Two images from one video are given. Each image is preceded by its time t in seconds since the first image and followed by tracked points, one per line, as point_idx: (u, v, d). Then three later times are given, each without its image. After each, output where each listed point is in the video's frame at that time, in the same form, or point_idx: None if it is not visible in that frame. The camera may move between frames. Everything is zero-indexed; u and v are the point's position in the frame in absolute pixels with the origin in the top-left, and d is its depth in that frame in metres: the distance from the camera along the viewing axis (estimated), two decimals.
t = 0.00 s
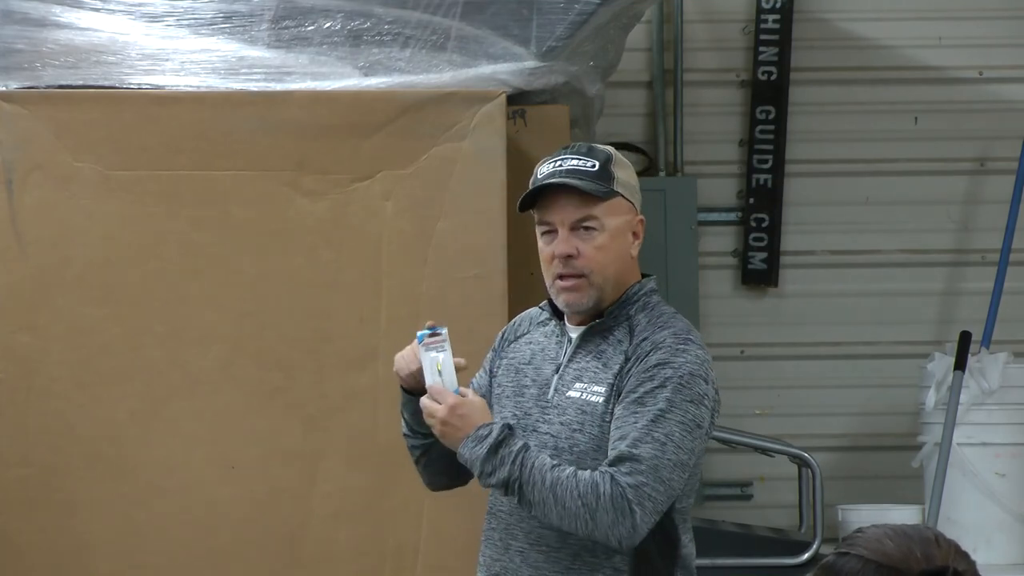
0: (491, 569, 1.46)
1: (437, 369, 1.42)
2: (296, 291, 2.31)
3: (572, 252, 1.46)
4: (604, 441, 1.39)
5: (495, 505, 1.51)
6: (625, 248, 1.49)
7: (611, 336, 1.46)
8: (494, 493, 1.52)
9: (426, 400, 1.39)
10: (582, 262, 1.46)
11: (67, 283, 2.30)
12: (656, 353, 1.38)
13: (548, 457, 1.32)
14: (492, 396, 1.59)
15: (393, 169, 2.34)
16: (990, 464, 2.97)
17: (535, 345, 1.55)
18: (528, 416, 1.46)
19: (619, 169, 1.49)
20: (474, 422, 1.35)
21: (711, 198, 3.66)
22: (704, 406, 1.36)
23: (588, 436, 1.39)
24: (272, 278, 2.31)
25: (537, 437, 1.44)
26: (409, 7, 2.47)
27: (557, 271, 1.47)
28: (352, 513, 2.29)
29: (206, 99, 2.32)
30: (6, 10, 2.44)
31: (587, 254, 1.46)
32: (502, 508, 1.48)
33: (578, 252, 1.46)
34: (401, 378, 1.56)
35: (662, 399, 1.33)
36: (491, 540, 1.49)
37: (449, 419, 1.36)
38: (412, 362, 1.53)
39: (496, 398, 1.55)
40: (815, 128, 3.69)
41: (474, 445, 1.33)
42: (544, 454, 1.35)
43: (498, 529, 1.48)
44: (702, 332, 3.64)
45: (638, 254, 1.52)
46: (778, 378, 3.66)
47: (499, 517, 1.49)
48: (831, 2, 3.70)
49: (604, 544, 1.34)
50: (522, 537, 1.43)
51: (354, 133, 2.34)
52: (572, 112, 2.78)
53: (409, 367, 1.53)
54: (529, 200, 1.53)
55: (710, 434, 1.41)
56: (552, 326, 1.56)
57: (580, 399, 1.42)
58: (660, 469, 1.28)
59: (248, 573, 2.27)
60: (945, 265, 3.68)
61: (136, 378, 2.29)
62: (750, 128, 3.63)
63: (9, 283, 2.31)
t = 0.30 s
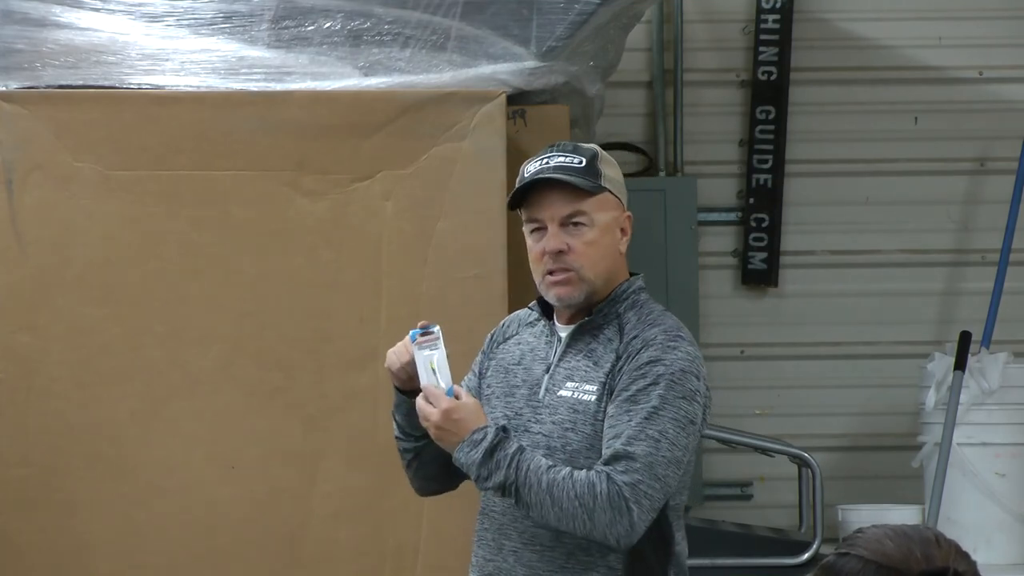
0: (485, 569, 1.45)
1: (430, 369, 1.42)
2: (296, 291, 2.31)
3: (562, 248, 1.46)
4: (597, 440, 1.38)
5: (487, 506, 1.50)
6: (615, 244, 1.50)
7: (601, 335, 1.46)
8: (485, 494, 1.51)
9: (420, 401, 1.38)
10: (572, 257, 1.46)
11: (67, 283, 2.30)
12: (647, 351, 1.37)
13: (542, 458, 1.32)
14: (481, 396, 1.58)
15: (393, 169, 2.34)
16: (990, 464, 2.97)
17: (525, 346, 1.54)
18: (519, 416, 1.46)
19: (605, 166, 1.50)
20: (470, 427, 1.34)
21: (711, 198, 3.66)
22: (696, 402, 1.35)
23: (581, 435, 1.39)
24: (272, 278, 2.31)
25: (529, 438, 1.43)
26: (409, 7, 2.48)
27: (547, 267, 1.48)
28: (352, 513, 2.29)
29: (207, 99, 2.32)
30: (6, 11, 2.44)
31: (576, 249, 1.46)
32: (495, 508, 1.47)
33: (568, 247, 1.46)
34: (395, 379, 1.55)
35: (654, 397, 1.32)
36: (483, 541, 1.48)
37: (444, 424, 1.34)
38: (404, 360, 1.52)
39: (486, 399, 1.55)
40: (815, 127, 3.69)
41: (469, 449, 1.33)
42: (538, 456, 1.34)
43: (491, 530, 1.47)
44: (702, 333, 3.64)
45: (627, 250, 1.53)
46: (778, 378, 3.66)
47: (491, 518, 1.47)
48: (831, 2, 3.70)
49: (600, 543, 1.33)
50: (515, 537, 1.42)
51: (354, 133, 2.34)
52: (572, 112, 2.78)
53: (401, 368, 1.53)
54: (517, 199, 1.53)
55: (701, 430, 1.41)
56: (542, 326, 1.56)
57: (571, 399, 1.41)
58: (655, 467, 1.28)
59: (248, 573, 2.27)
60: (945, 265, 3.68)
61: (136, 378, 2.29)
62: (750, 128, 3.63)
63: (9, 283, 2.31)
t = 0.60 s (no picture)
0: (476, 568, 1.45)
1: (425, 357, 1.42)
2: (296, 291, 2.31)
3: (538, 245, 1.46)
4: (586, 439, 1.38)
5: (478, 504, 1.50)
6: (595, 237, 1.49)
7: (592, 334, 1.46)
8: (478, 493, 1.50)
9: (411, 390, 1.39)
10: (549, 253, 1.45)
11: (67, 283, 2.30)
12: (636, 349, 1.37)
13: (529, 453, 1.32)
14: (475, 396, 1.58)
15: (393, 169, 2.34)
16: (990, 464, 2.97)
17: (518, 345, 1.54)
18: (511, 415, 1.45)
19: (577, 161, 1.50)
20: (459, 416, 1.35)
21: (711, 198, 3.66)
22: (685, 402, 1.35)
23: (570, 434, 1.39)
24: (272, 278, 2.31)
25: (520, 436, 1.43)
26: (409, 7, 2.48)
27: (527, 266, 1.47)
28: (352, 513, 2.29)
29: (207, 99, 2.32)
30: (6, 11, 2.44)
31: (552, 245, 1.46)
32: (487, 507, 1.47)
33: (544, 245, 1.46)
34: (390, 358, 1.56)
35: (642, 395, 1.32)
36: (475, 540, 1.47)
37: (432, 413, 1.35)
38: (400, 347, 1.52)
39: (479, 398, 1.54)
40: (815, 127, 3.69)
41: (456, 441, 1.33)
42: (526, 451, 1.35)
43: (482, 528, 1.47)
44: (702, 332, 3.64)
45: (611, 242, 1.51)
46: (778, 378, 3.66)
47: (483, 516, 1.47)
48: (831, 2, 3.70)
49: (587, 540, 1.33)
50: (506, 535, 1.42)
51: (354, 133, 2.34)
52: (572, 112, 2.78)
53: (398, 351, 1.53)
54: (495, 206, 1.55)
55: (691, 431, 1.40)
56: (535, 325, 1.56)
57: (561, 398, 1.41)
58: (640, 465, 1.28)
59: (248, 573, 2.27)
60: (945, 265, 3.68)
61: (136, 378, 2.29)
62: (750, 128, 3.63)
63: (9, 283, 2.31)
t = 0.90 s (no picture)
0: (470, 570, 1.44)
1: (414, 364, 1.41)
2: (296, 291, 2.31)
3: (520, 247, 1.46)
4: (575, 438, 1.38)
5: (471, 507, 1.49)
6: (577, 238, 1.48)
7: (578, 333, 1.45)
8: (470, 495, 1.50)
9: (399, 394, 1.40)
10: (531, 255, 1.45)
11: (67, 283, 2.30)
12: (621, 346, 1.37)
13: (518, 454, 1.32)
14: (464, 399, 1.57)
15: (393, 169, 2.34)
16: (990, 464, 2.97)
17: (506, 347, 1.53)
18: (499, 417, 1.45)
19: (561, 162, 1.50)
20: (446, 420, 1.35)
21: (711, 198, 3.66)
22: (672, 397, 1.35)
23: (559, 433, 1.38)
24: (272, 278, 2.31)
25: (509, 438, 1.42)
26: (409, 7, 2.48)
27: (510, 268, 1.47)
28: (352, 513, 2.29)
29: (207, 99, 2.32)
30: (6, 11, 2.44)
31: (535, 247, 1.45)
32: (478, 509, 1.46)
33: (526, 247, 1.45)
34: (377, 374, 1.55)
35: (628, 392, 1.32)
36: (468, 542, 1.47)
37: (420, 417, 1.36)
38: (388, 354, 1.51)
39: (469, 402, 1.53)
40: (815, 128, 3.69)
41: (445, 444, 1.33)
42: (515, 451, 1.34)
43: (475, 531, 1.46)
44: (702, 333, 3.64)
45: (594, 243, 1.50)
46: (778, 378, 3.66)
47: (475, 519, 1.46)
48: (831, 2, 3.70)
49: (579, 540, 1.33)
50: (499, 537, 1.41)
51: (354, 133, 2.34)
52: (572, 112, 2.78)
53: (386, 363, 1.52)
54: (479, 207, 1.55)
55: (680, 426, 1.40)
56: (522, 327, 1.55)
57: (549, 398, 1.41)
58: (627, 462, 1.28)
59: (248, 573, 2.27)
60: (945, 265, 3.68)
61: (136, 378, 2.29)
62: (750, 128, 3.63)
63: (9, 283, 2.30)
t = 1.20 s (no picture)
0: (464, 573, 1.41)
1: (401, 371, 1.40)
2: (296, 292, 2.31)
3: (536, 238, 1.45)
4: (567, 434, 1.37)
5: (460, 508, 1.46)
6: (586, 243, 1.49)
7: (563, 331, 1.44)
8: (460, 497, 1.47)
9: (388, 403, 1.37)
10: (545, 249, 1.45)
11: (67, 283, 2.30)
12: (610, 341, 1.37)
13: (512, 454, 1.31)
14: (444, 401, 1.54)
15: (393, 169, 2.34)
16: (990, 464, 2.97)
17: (486, 348, 1.50)
18: (486, 417, 1.43)
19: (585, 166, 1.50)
20: (442, 425, 1.33)
21: (711, 198, 3.66)
22: (661, 389, 1.36)
23: (550, 431, 1.37)
24: (272, 278, 2.31)
25: (498, 438, 1.40)
26: (409, 7, 2.49)
27: (518, 255, 1.46)
28: (352, 513, 2.29)
29: (207, 99, 2.32)
30: (6, 11, 2.45)
31: (550, 242, 1.45)
32: (469, 510, 1.43)
33: (542, 239, 1.45)
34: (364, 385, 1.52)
35: (619, 386, 1.32)
36: (460, 544, 1.44)
37: (413, 424, 1.34)
38: (375, 362, 1.47)
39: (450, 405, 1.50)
40: (815, 128, 3.69)
41: (439, 449, 1.32)
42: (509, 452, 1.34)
43: (467, 532, 1.43)
44: (702, 333, 3.64)
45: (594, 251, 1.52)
46: (778, 378, 3.66)
47: (467, 520, 1.44)
48: (831, 2, 3.70)
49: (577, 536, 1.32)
50: (493, 537, 1.39)
51: (354, 133, 2.34)
52: (572, 111, 2.77)
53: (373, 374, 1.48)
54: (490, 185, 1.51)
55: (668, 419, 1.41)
56: (503, 327, 1.52)
57: (538, 396, 1.39)
58: (623, 455, 1.28)
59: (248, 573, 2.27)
60: (945, 265, 3.68)
61: (136, 378, 2.29)
62: (750, 128, 3.63)
63: (9, 283, 2.31)
